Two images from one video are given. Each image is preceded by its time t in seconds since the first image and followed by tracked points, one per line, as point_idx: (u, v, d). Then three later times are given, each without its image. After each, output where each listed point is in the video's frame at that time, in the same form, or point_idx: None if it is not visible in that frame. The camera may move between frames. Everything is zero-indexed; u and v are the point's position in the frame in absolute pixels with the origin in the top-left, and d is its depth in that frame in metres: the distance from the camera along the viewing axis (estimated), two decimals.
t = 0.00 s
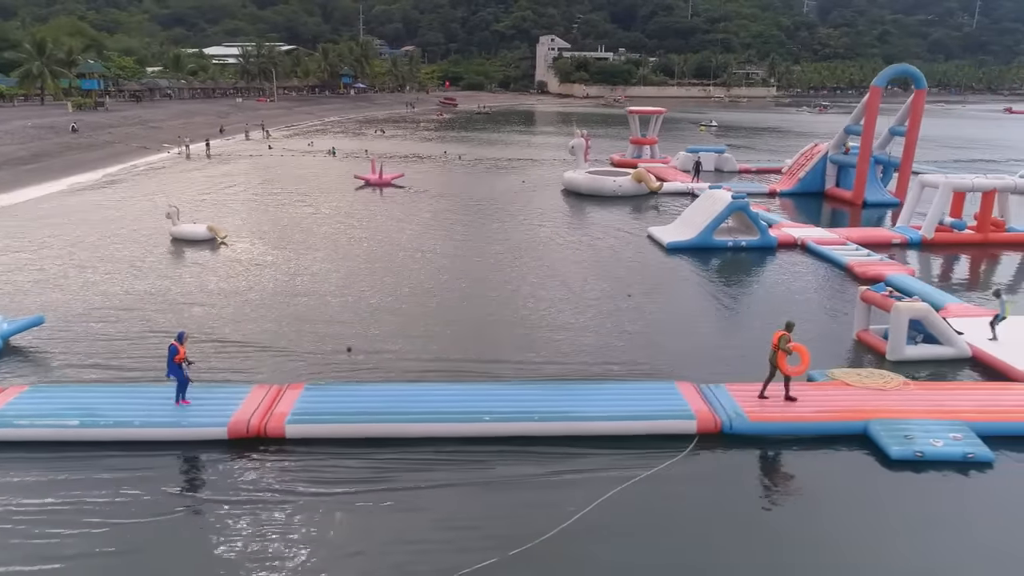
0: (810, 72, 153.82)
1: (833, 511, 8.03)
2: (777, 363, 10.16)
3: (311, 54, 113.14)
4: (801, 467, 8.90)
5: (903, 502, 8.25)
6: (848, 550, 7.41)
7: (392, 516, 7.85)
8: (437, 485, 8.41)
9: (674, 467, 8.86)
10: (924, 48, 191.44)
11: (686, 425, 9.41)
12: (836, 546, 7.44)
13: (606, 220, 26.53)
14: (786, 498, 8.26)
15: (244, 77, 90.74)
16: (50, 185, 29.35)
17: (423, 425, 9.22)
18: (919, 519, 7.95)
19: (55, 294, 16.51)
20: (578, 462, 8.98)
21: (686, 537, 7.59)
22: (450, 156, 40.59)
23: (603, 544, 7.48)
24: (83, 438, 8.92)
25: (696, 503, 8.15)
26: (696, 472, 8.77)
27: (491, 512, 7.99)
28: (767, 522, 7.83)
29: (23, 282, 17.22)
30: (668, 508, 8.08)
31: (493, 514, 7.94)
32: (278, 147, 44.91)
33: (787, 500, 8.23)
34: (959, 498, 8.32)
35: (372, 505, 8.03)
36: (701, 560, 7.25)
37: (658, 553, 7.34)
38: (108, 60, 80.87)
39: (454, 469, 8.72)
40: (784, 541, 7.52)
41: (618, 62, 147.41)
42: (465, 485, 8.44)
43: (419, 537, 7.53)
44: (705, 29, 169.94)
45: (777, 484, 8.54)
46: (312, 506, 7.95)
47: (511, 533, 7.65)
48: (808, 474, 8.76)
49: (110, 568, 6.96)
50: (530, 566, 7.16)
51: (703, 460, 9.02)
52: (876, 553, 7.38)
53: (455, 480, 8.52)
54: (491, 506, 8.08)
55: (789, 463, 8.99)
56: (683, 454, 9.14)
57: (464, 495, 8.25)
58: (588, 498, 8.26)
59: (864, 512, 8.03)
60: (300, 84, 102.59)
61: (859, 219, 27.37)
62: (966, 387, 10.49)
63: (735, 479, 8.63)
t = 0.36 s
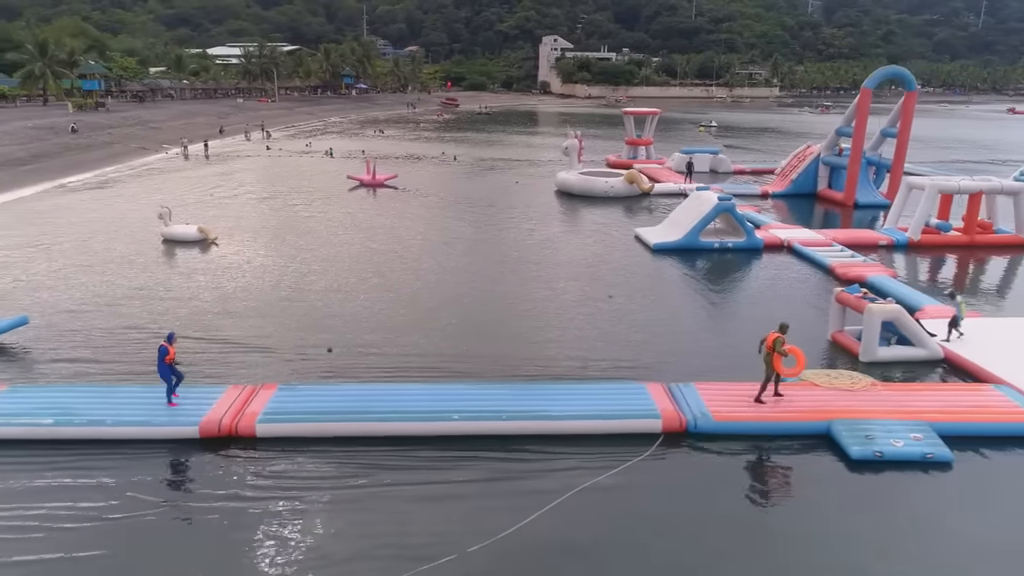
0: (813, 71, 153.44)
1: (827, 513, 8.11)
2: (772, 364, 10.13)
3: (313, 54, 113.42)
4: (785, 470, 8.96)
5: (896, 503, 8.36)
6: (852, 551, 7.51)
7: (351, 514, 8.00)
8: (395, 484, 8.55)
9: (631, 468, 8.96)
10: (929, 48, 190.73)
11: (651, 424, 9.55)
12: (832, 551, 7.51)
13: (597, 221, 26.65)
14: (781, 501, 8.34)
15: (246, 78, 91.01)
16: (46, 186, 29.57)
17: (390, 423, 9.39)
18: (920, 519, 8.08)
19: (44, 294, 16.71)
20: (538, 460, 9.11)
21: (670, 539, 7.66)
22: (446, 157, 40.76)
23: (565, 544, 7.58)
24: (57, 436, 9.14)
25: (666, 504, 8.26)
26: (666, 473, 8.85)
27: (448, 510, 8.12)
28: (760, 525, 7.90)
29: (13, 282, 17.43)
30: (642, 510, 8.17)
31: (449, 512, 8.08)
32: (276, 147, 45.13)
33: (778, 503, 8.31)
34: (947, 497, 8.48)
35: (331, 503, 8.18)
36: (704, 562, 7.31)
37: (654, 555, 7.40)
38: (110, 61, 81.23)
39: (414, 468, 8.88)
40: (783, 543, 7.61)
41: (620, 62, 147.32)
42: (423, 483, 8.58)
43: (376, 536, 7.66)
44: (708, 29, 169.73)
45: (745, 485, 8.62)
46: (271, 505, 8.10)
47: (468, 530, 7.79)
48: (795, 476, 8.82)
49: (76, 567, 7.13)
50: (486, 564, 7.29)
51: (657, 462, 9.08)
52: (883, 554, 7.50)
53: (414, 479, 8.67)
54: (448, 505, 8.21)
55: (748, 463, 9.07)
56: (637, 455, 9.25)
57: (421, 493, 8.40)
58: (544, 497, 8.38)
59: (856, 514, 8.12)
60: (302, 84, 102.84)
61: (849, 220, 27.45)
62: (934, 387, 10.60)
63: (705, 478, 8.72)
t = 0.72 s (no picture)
0: (817, 72, 153.16)
1: (816, 517, 8.21)
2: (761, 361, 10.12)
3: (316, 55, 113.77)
4: (763, 473, 9.04)
5: (879, 504, 8.49)
6: (847, 553, 7.63)
7: (313, 513, 8.17)
8: (358, 483, 8.73)
9: (595, 470, 9.07)
10: (934, 48, 190.34)
11: (616, 424, 9.70)
12: (821, 555, 7.59)
13: (587, 222, 26.77)
14: (771, 502, 8.46)
15: (248, 78, 91.36)
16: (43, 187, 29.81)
17: (359, 422, 9.59)
18: (917, 519, 8.23)
19: (33, 293, 16.92)
20: (501, 459, 9.27)
21: (645, 541, 7.78)
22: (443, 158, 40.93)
23: (529, 545, 7.72)
24: (32, 434, 9.35)
25: (636, 506, 8.38)
26: (636, 475, 8.95)
27: (408, 509, 8.29)
28: (748, 529, 7.99)
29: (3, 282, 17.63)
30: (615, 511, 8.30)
31: (409, 510, 8.25)
32: (274, 148, 45.35)
33: (762, 506, 8.40)
34: (927, 496, 8.65)
35: (293, 503, 8.35)
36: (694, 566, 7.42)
37: (642, 560, 7.50)
38: (113, 61, 81.60)
39: (379, 466, 9.06)
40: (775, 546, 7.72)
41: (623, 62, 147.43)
42: (385, 482, 8.75)
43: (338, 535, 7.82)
44: (712, 29, 169.62)
45: (713, 487, 8.74)
46: (237, 504, 8.27)
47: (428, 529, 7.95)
48: (777, 480, 8.90)
49: (44, 567, 7.29)
50: (443, 562, 7.45)
51: (618, 465, 9.16)
52: (882, 554, 7.65)
53: (377, 477, 8.86)
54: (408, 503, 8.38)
55: (713, 465, 9.19)
56: (596, 455, 9.38)
57: (383, 492, 8.57)
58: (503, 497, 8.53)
59: (842, 516, 8.22)
60: (304, 85, 103.14)
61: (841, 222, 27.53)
62: (900, 387, 10.72)
63: (674, 481, 8.84)
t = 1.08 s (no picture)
0: (821, 72, 152.85)
1: (807, 517, 8.33)
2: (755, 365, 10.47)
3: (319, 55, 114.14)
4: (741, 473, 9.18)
5: (870, 504, 8.60)
6: (846, 554, 7.73)
7: (281, 513, 8.30)
8: (325, 482, 8.88)
9: (562, 470, 9.19)
10: (940, 48, 189.77)
11: (583, 423, 9.88)
12: (815, 554, 7.70)
13: (579, 223, 26.92)
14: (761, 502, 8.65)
15: (251, 79, 91.72)
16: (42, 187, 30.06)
17: (329, 419, 9.79)
18: (918, 519, 8.32)
19: (25, 292, 17.16)
20: (467, 458, 9.44)
21: (625, 541, 7.89)
22: (440, 159, 41.12)
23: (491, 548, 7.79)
24: (12, 430, 9.61)
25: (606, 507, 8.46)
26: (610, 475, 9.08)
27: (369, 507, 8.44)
28: (742, 529, 8.10)
29: None
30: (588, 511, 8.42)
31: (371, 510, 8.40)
32: (273, 149, 45.57)
33: (750, 506, 8.54)
34: (913, 494, 8.79)
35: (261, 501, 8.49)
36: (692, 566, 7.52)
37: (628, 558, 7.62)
38: (118, 62, 82.03)
39: (346, 466, 9.23)
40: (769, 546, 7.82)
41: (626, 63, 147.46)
42: (350, 481, 8.91)
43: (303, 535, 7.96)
44: (717, 30, 169.47)
45: (695, 488, 8.88)
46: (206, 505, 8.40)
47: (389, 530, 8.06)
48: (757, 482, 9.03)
49: (14, 564, 7.48)
50: (407, 561, 7.58)
51: (583, 467, 9.28)
52: (880, 553, 7.76)
53: (342, 476, 9.01)
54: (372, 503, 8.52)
55: (676, 464, 9.36)
56: (559, 456, 9.52)
57: (349, 491, 8.72)
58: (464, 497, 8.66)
59: (835, 516, 8.35)
60: (308, 85, 103.51)
61: (832, 223, 27.61)
62: (867, 387, 10.85)
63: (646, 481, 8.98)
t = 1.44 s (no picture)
0: (825, 72, 152.59)
1: (798, 516, 8.45)
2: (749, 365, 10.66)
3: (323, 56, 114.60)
4: (714, 471, 9.35)
5: (860, 502, 8.74)
6: (840, 553, 7.86)
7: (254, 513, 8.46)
8: (295, 481, 9.06)
9: (528, 470, 9.35)
10: (946, 48, 189.33)
11: (549, 420, 10.11)
12: (807, 553, 7.83)
13: (571, 224, 27.11)
14: (754, 497, 8.82)
15: (254, 80, 92.11)
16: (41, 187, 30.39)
17: (300, 416, 10.07)
18: (916, 519, 8.45)
19: (18, 290, 17.48)
20: (434, 454, 9.68)
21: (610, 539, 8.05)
22: (437, 159, 41.36)
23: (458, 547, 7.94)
24: None
25: (577, 507, 8.60)
26: (585, 476, 9.21)
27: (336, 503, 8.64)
28: (736, 528, 8.22)
29: None
30: (561, 511, 8.55)
31: (338, 507, 8.59)
32: (272, 149, 45.87)
33: (736, 505, 8.66)
34: (900, 492, 8.95)
35: (233, 502, 8.66)
36: (684, 565, 7.63)
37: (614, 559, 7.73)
38: (122, 63, 82.54)
39: (315, 462, 9.46)
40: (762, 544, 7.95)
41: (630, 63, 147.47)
42: (318, 479, 9.12)
43: (276, 535, 8.09)
44: (721, 30, 169.47)
45: (685, 483, 9.06)
46: (181, 505, 8.57)
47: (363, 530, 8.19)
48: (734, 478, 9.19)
49: None
50: (376, 549, 7.90)
51: (548, 466, 9.46)
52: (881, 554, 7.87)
53: (311, 473, 9.23)
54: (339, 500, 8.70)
55: (639, 462, 9.56)
56: (524, 454, 9.72)
57: (319, 489, 8.90)
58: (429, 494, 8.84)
59: (827, 515, 8.48)
60: (311, 86, 103.95)
61: (824, 224, 27.74)
62: (832, 386, 11.08)
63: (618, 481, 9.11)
